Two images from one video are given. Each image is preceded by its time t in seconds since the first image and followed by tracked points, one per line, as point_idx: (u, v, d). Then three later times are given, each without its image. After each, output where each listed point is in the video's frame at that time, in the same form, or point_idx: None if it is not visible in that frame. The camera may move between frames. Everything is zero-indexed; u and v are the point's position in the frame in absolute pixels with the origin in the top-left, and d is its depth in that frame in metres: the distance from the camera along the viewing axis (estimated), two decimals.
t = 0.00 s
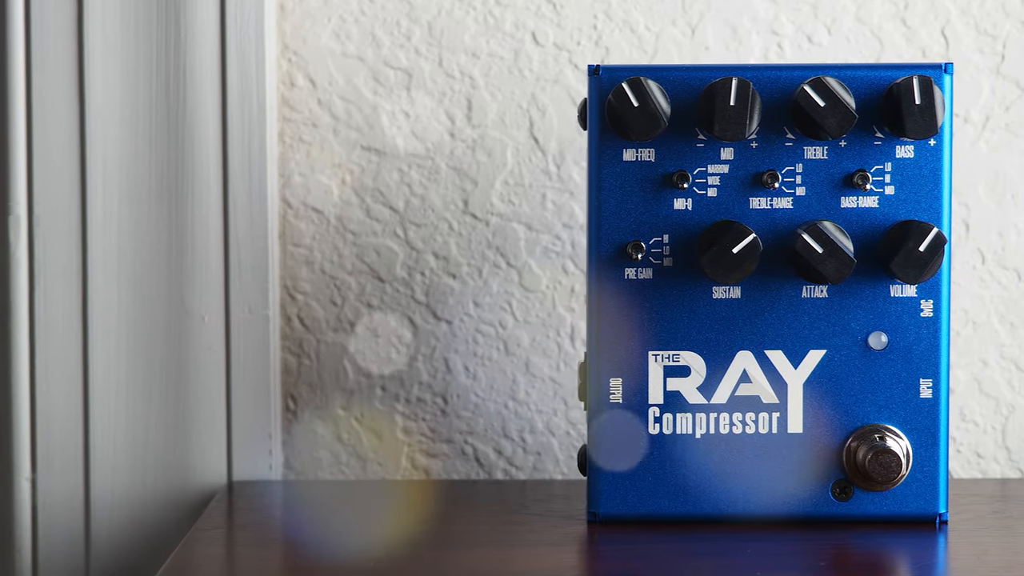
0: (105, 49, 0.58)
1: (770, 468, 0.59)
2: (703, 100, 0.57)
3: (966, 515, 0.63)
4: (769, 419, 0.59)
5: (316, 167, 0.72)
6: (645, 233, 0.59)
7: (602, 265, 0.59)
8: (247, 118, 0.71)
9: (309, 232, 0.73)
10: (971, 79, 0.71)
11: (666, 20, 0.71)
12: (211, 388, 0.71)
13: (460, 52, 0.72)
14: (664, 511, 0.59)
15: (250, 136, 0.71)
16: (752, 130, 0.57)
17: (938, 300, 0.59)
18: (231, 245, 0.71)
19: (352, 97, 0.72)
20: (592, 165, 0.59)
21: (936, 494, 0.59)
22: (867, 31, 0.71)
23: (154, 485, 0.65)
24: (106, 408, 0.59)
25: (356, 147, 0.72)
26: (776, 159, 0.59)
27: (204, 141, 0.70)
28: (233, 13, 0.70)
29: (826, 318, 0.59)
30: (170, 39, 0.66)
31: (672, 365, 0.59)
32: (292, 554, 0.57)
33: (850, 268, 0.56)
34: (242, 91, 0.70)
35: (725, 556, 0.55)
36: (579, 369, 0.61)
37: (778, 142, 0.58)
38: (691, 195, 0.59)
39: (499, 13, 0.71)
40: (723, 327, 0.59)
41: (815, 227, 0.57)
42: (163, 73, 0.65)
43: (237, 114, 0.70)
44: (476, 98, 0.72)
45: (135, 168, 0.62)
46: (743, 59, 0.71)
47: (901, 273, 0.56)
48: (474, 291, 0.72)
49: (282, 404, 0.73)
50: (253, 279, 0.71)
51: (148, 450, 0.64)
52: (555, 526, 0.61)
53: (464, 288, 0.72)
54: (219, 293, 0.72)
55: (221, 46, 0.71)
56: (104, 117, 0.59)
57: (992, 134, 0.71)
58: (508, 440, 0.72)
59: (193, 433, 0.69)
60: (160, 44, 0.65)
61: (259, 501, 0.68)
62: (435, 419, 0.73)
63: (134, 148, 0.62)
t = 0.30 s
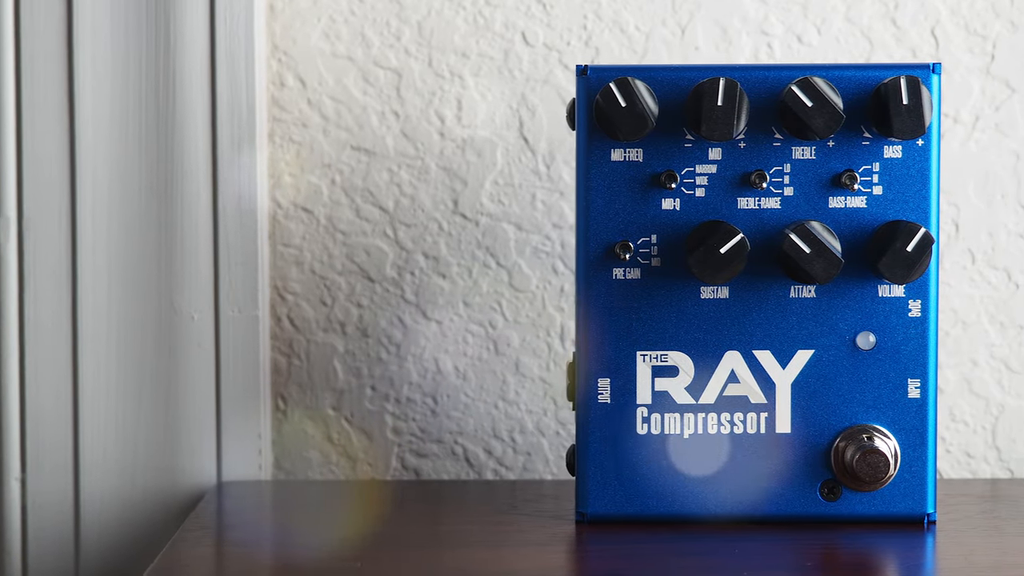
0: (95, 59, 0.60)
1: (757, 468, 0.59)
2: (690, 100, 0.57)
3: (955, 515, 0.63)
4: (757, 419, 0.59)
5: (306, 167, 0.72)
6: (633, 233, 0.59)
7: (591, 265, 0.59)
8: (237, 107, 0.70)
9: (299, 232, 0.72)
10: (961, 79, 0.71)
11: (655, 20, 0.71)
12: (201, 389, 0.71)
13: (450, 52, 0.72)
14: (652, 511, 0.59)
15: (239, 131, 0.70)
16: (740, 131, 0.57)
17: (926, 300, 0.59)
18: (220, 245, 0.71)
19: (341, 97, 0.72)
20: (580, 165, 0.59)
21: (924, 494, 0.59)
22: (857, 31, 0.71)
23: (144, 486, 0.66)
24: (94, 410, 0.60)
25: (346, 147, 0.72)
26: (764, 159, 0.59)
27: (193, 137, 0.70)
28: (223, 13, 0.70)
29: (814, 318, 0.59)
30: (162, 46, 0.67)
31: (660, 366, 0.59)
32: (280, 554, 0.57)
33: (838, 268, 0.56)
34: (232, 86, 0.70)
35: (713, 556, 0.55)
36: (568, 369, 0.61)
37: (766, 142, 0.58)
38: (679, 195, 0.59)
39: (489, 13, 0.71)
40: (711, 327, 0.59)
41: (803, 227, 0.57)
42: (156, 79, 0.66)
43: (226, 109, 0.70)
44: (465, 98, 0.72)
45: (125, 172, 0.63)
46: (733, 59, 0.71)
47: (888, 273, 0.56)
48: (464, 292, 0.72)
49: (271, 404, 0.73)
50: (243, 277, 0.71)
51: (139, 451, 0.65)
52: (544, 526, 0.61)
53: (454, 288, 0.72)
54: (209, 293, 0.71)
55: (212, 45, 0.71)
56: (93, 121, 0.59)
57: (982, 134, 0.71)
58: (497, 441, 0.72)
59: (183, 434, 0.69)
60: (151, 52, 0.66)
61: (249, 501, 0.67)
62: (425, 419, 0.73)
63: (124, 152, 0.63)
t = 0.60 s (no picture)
0: (84, 50, 0.58)
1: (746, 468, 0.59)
2: (678, 100, 0.57)
3: (944, 515, 0.63)
4: (746, 419, 0.59)
5: (296, 167, 0.72)
6: (622, 233, 0.59)
7: (579, 265, 0.59)
8: (227, 112, 0.71)
9: (289, 232, 0.72)
10: (952, 79, 0.71)
11: (646, 20, 0.71)
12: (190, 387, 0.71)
13: (440, 52, 0.72)
14: (640, 511, 0.59)
15: (229, 141, 0.71)
16: (727, 131, 0.57)
17: (915, 300, 0.59)
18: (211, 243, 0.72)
19: (332, 97, 0.72)
20: (569, 165, 0.59)
21: (913, 494, 0.59)
22: (848, 31, 0.71)
23: (134, 486, 0.64)
24: (85, 409, 0.58)
25: (337, 147, 0.72)
26: (753, 159, 0.59)
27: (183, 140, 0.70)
28: (213, 20, 0.71)
29: (802, 318, 0.59)
30: (149, 41, 0.66)
31: (648, 366, 0.59)
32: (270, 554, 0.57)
33: (826, 268, 0.56)
34: (223, 96, 0.71)
35: (701, 556, 0.55)
36: (557, 369, 0.61)
37: (754, 142, 0.58)
38: (667, 195, 0.59)
39: (479, 13, 0.71)
40: (700, 327, 0.59)
41: (791, 227, 0.57)
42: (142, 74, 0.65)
43: (217, 113, 0.71)
44: (455, 98, 0.72)
45: (114, 167, 0.62)
46: (723, 59, 0.71)
47: (877, 273, 0.56)
48: (454, 292, 0.72)
49: (262, 404, 0.74)
50: (233, 278, 0.72)
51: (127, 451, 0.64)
52: (533, 526, 0.61)
53: (445, 288, 0.72)
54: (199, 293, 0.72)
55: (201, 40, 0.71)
56: (83, 116, 0.58)
57: (972, 134, 0.71)
58: (488, 441, 0.72)
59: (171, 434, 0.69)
60: (139, 45, 0.65)
61: (239, 502, 0.67)
62: (415, 419, 0.73)
63: (113, 147, 0.62)
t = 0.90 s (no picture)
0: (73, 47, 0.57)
1: (735, 468, 0.59)
2: (667, 100, 0.57)
3: (933, 515, 0.63)
4: (734, 419, 0.59)
5: (287, 167, 0.72)
6: (611, 233, 0.59)
7: (568, 265, 0.59)
8: (216, 112, 0.71)
9: (279, 232, 0.72)
10: (942, 79, 0.71)
11: (636, 20, 0.71)
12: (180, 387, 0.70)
13: (430, 52, 0.72)
14: (630, 511, 0.59)
15: (218, 136, 0.71)
16: (716, 131, 0.57)
17: (903, 300, 0.59)
18: (201, 243, 0.71)
19: (322, 97, 0.72)
20: (558, 165, 0.59)
21: (902, 494, 0.59)
22: (838, 31, 0.71)
23: (124, 487, 0.64)
24: (75, 410, 0.58)
25: (327, 147, 0.72)
26: (741, 159, 0.59)
27: (174, 139, 0.69)
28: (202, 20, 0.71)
29: (791, 318, 0.59)
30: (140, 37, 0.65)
31: (637, 366, 0.59)
32: (263, 553, 0.57)
33: (815, 268, 0.56)
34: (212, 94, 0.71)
35: (690, 556, 0.55)
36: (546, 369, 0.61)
37: (743, 142, 0.58)
38: (656, 195, 0.59)
39: (469, 13, 0.71)
40: (689, 327, 0.59)
41: (779, 228, 0.57)
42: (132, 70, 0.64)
43: (206, 112, 0.71)
44: (446, 98, 0.72)
45: (104, 166, 0.61)
46: (713, 59, 0.71)
47: (865, 273, 0.56)
48: (445, 292, 0.72)
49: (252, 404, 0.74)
50: (223, 276, 0.71)
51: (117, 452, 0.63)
52: (522, 526, 0.61)
53: (435, 288, 0.72)
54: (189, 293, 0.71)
55: (190, 32, 0.70)
56: (74, 114, 0.58)
57: (962, 134, 0.71)
58: (478, 441, 0.72)
59: (161, 434, 0.69)
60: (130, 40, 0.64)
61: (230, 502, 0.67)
62: (406, 419, 0.73)
63: (103, 145, 0.61)
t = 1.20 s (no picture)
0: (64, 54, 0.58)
1: (725, 468, 0.59)
2: (656, 100, 0.57)
3: (923, 514, 0.63)
4: (724, 419, 0.59)
5: (278, 167, 0.72)
6: (600, 234, 0.59)
7: (557, 265, 0.59)
8: (207, 110, 0.70)
9: (270, 233, 0.72)
10: (933, 79, 0.71)
11: (627, 20, 0.71)
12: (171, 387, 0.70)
13: (421, 52, 0.72)
14: (619, 511, 0.59)
15: (209, 135, 0.70)
16: (705, 131, 0.57)
17: (893, 301, 0.59)
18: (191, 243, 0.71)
19: (313, 97, 0.72)
20: (547, 165, 0.59)
21: (891, 494, 0.59)
22: (829, 31, 0.71)
23: (115, 483, 0.65)
24: (68, 408, 0.59)
25: (318, 148, 0.72)
26: (730, 159, 0.59)
27: (164, 142, 0.69)
28: (192, 16, 0.70)
29: (780, 318, 0.59)
30: (130, 43, 0.66)
31: (627, 365, 0.59)
32: (255, 553, 0.57)
33: (804, 268, 0.56)
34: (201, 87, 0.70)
35: (679, 556, 0.55)
36: (536, 369, 0.61)
37: (732, 142, 0.58)
38: (645, 195, 0.59)
39: (460, 13, 0.71)
40: (678, 327, 0.59)
41: (768, 227, 0.57)
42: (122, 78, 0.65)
43: (197, 110, 0.70)
44: (437, 98, 0.72)
45: (95, 169, 0.62)
46: (704, 59, 0.71)
47: (854, 273, 0.56)
48: (435, 292, 0.72)
49: (242, 403, 0.73)
50: (212, 276, 0.71)
51: (109, 453, 0.64)
52: (513, 526, 0.61)
53: (426, 288, 0.72)
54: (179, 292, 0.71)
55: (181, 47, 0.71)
56: (65, 117, 0.59)
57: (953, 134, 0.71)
58: (469, 441, 0.72)
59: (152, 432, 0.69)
60: (121, 51, 0.65)
61: (222, 501, 0.67)
62: (397, 419, 0.73)
63: (94, 148, 0.62)
